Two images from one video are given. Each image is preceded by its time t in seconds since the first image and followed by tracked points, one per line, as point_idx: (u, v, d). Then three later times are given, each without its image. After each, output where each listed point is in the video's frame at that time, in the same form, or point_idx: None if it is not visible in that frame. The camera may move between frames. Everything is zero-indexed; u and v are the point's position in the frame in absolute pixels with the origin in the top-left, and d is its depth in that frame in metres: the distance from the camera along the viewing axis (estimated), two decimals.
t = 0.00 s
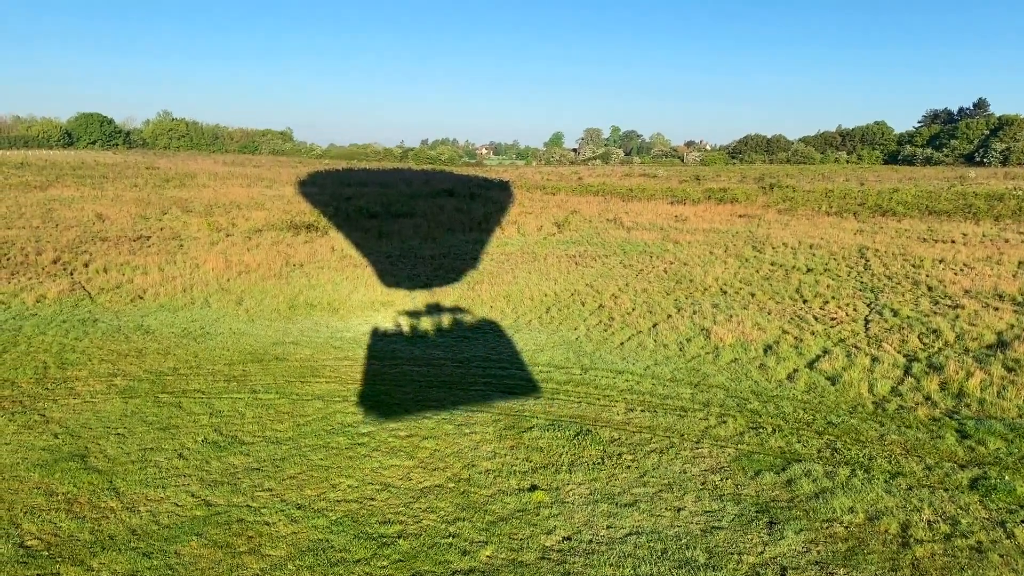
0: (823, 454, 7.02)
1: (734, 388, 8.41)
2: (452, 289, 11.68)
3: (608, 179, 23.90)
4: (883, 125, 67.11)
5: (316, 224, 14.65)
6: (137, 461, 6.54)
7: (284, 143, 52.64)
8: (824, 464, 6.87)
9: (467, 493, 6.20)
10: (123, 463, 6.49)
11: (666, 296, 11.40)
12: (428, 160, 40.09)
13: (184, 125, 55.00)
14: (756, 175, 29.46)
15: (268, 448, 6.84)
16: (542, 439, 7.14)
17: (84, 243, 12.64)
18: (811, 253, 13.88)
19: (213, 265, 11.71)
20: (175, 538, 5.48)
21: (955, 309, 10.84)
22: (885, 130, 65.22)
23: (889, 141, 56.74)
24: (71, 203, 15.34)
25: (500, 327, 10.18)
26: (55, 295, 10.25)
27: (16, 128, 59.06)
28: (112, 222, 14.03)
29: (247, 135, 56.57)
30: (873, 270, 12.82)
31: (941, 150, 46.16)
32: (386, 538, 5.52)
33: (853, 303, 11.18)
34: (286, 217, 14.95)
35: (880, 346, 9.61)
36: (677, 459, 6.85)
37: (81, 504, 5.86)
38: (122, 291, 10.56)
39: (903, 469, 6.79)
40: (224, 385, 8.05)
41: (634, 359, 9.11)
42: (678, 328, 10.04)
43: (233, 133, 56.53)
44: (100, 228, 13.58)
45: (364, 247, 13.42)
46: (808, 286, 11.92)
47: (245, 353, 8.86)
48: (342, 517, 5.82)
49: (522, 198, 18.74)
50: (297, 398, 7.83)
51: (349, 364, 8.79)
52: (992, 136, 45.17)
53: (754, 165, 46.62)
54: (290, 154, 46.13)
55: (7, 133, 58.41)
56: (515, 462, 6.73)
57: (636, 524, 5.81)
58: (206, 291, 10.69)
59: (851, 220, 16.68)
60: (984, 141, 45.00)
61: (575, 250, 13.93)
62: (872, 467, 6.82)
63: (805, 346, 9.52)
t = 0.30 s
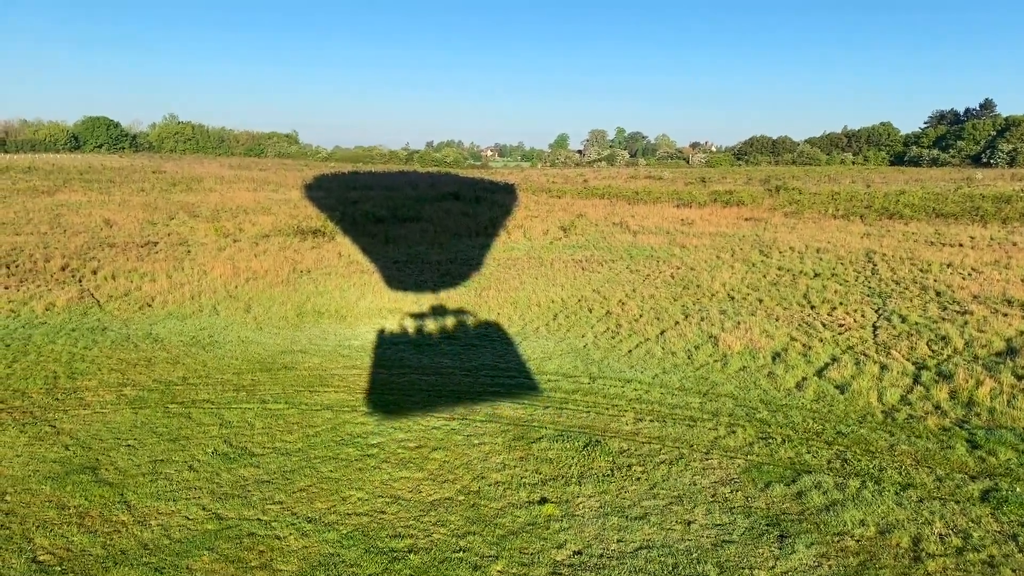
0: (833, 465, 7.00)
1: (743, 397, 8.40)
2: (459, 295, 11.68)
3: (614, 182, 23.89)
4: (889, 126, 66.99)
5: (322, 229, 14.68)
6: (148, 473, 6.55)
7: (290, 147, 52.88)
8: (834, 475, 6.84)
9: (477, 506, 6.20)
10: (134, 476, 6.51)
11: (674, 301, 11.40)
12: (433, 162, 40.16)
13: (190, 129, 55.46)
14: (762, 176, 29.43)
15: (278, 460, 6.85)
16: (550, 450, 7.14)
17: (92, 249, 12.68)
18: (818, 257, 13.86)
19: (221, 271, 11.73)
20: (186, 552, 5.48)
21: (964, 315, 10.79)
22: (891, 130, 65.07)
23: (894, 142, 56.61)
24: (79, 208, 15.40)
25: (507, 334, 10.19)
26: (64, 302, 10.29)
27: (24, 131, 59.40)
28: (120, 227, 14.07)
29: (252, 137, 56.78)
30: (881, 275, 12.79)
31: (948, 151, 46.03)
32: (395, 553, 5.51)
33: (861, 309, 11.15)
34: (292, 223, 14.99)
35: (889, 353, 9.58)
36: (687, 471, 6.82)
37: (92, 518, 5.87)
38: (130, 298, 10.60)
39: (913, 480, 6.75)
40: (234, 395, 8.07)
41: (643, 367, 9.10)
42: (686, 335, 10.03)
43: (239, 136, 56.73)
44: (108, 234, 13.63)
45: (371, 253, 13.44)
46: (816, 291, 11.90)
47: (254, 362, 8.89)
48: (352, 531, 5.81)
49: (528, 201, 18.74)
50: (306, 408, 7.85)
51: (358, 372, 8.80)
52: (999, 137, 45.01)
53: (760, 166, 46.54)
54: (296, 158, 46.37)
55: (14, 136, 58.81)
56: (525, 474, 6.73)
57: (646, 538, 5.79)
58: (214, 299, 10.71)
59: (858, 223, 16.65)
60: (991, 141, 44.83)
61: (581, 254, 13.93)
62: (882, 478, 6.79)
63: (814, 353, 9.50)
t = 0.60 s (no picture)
0: (841, 477, 6.97)
1: (750, 407, 8.39)
2: (464, 301, 11.68)
3: (618, 185, 23.88)
4: (892, 127, 66.95)
5: (327, 234, 14.69)
6: (156, 487, 6.55)
7: (293, 150, 53.03)
8: (843, 487, 6.81)
9: (485, 520, 6.19)
10: (143, 489, 6.51)
11: (679, 308, 11.39)
12: (436, 165, 40.18)
13: (194, 133, 55.75)
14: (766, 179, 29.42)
15: (286, 473, 6.85)
16: (558, 463, 7.13)
17: (98, 255, 12.70)
18: (823, 262, 13.84)
19: (226, 278, 11.74)
20: (196, 569, 5.46)
21: (970, 322, 10.76)
22: (894, 131, 65.00)
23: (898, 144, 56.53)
24: (85, 213, 15.43)
25: (513, 342, 10.19)
26: (70, 311, 10.30)
27: (28, 134, 59.63)
28: (125, 233, 14.10)
29: (255, 140, 56.93)
30: (886, 280, 12.76)
31: (952, 152, 45.96)
32: (403, 569, 5.49)
33: (866, 315, 11.13)
34: (297, 228, 15.01)
35: (895, 361, 9.56)
36: (695, 483, 6.81)
37: (102, 533, 5.87)
38: (136, 307, 10.61)
39: (922, 491, 6.72)
40: (241, 405, 8.08)
41: (649, 375, 9.10)
42: (692, 343, 10.03)
43: (242, 138, 56.90)
44: (113, 240, 13.65)
45: (375, 258, 13.45)
46: (822, 297, 11.89)
47: (260, 371, 8.90)
48: (361, 546, 5.80)
49: (532, 205, 18.74)
50: (313, 419, 7.85)
51: (364, 382, 8.80)
52: (1003, 138, 44.90)
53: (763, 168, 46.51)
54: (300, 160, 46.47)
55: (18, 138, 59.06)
56: (532, 486, 6.72)
57: (655, 552, 5.76)
58: (220, 307, 10.72)
59: (863, 226, 16.62)
60: (995, 142, 44.72)
61: (586, 259, 13.93)
62: (890, 490, 6.76)
63: (820, 361, 9.48)
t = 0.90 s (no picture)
0: (848, 489, 6.95)
1: (755, 417, 8.38)
2: (468, 308, 11.68)
3: (621, 187, 23.88)
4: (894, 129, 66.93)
5: (330, 239, 14.68)
6: (163, 500, 6.54)
7: (296, 152, 53.14)
8: (849, 499, 6.79)
9: (491, 534, 6.15)
10: (150, 502, 6.49)
11: (683, 315, 11.39)
12: (439, 167, 40.23)
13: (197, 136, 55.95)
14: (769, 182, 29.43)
15: (292, 485, 6.84)
16: (563, 475, 7.12)
17: (102, 261, 12.70)
18: (826, 267, 13.84)
19: (229, 285, 11.74)
20: None
21: (974, 329, 10.75)
22: (897, 133, 64.95)
23: (900, 146, 56.48)
24: (88, 218, 15.43)
25: (517, 350, 10.18)
26: (73, 318, 10.29)
27: (31, 137, 59.80)
28: (129, 238, 14.10)
29: (258, 142, 57.09)
30: (890, 285, 12.75)
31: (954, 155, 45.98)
32: None
33: (870, 323, 11.12)
34: (300, 232, 15.00)
35: (900, 369, 9.54)
36: (702, 496, 6.79)
37: (109, 546, 5.84)
38: (141, 314, 10.61)
39: (929, 504, 6.68)
40: (246, 416, 8.07)
41: (654, 385, 9.09)
42: (697, 351, 10.02)
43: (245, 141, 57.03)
44: (117, 245, 13.66)
45: (379, 264, 13.45)
46: (826, 304, 11.88)
47: (265, 381, 8.89)
48: (368, 560, 5.77)
49: (535, 209, 18.73)
50: (318, 430, 7.84)
51: (369, 392, 8.78)
52: (1005, 140, 44.88)
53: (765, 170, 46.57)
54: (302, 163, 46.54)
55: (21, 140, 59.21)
56: (539, 500, 6.71)
57: (662, 567, 5.72)
58: (224, 314, 10.71)
59: (866, 231, 16.61)
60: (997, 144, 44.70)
61: (589, 265, 13.93)
62: (897, 503, 6.72)
63: (825, 370, 9.47)
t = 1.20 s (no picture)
0: (854, 501, 6.94)
1: (761, 427, 8.37)
2: (472, 314, 11.66)
3: (623, 190, 23.86)
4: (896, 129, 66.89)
5: (333, 243, 14.68)
6: (169, 511, 6.52)
7: (299, 154, 53.22)
8: (856, 512, 6.77)
9: (498, 547, 6.14)
10: (156, 514, 6.48)
11: (687, 321, 11.38)
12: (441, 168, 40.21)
13: (200, 138, 56.08)
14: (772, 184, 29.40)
15: (298, 497, 6.82)
16: (569, 487, 7.11)
17: (105, 265, 12.69)
18: (830, 272, 13.82)
19: (233, 290, 11.73)
20: None
21: (979, 336, 10.72)
22: (898, 134, 64.94)
23: (902, 148, 56.38)
24: (92, 221, 15.42)
25: (522, 357, 10.18)
26: (78, 324, 10.28)
27: (35, 138, 59.91)
28: (132, 242, 14.09)
29: (260, 143, 57.17)
30: (895, 291, 12.73)
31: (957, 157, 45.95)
32: None
33: (875, 329, 11.11)
34: (303, 236, 14.99)
35: (905, 378, 9.52)
36: (709, 509, 6.78)
37: (116, 560, 5.82)
38: (145, 320, 10.60)
39: (936, 516, 6.66)
40: (251, 425, 8.06)
41: (659, 393, 9.09)
42: (701, 358, 10.01)
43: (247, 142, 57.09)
44: (121, 248, 13.65)
45: (382, 268, 13.44)
46: (830, 310, 11.86)
47: (270, 389, 8.88)
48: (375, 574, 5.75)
49: (537, 212, 18.70)
50: (324, 440, 7.84)
51: (374, 400, 8.77)
52: (1008, 141, 44.84)
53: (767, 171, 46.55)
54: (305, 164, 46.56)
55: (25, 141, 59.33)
56: (545, 512, 6.70)
57: None
58: (228, 321, 10.70)
59: (870, 235, 16.59)
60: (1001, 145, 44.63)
61: (593, 269, 13.92)
62: (904, 515, 6.71)
63: (830, 378, 9.46)
